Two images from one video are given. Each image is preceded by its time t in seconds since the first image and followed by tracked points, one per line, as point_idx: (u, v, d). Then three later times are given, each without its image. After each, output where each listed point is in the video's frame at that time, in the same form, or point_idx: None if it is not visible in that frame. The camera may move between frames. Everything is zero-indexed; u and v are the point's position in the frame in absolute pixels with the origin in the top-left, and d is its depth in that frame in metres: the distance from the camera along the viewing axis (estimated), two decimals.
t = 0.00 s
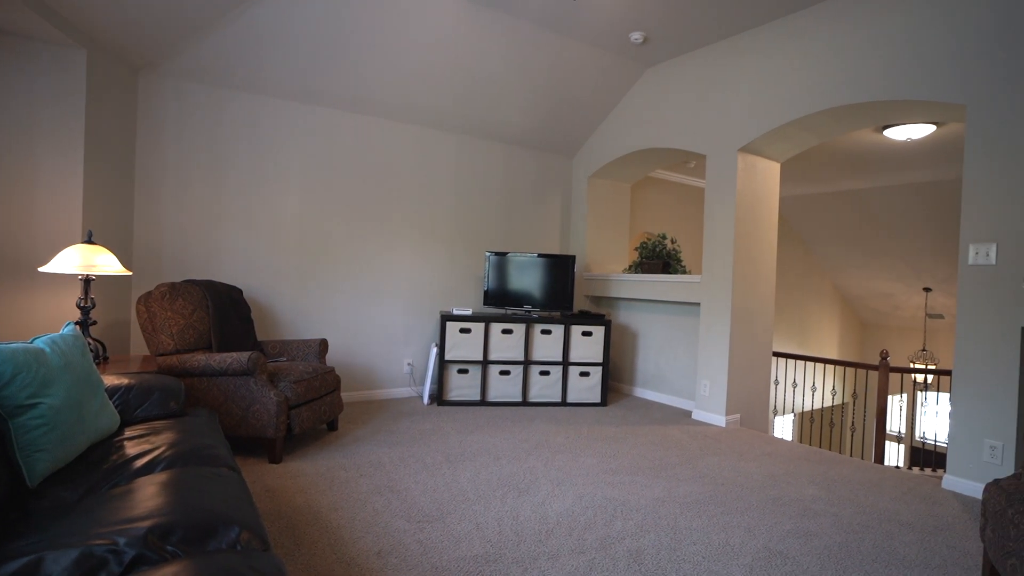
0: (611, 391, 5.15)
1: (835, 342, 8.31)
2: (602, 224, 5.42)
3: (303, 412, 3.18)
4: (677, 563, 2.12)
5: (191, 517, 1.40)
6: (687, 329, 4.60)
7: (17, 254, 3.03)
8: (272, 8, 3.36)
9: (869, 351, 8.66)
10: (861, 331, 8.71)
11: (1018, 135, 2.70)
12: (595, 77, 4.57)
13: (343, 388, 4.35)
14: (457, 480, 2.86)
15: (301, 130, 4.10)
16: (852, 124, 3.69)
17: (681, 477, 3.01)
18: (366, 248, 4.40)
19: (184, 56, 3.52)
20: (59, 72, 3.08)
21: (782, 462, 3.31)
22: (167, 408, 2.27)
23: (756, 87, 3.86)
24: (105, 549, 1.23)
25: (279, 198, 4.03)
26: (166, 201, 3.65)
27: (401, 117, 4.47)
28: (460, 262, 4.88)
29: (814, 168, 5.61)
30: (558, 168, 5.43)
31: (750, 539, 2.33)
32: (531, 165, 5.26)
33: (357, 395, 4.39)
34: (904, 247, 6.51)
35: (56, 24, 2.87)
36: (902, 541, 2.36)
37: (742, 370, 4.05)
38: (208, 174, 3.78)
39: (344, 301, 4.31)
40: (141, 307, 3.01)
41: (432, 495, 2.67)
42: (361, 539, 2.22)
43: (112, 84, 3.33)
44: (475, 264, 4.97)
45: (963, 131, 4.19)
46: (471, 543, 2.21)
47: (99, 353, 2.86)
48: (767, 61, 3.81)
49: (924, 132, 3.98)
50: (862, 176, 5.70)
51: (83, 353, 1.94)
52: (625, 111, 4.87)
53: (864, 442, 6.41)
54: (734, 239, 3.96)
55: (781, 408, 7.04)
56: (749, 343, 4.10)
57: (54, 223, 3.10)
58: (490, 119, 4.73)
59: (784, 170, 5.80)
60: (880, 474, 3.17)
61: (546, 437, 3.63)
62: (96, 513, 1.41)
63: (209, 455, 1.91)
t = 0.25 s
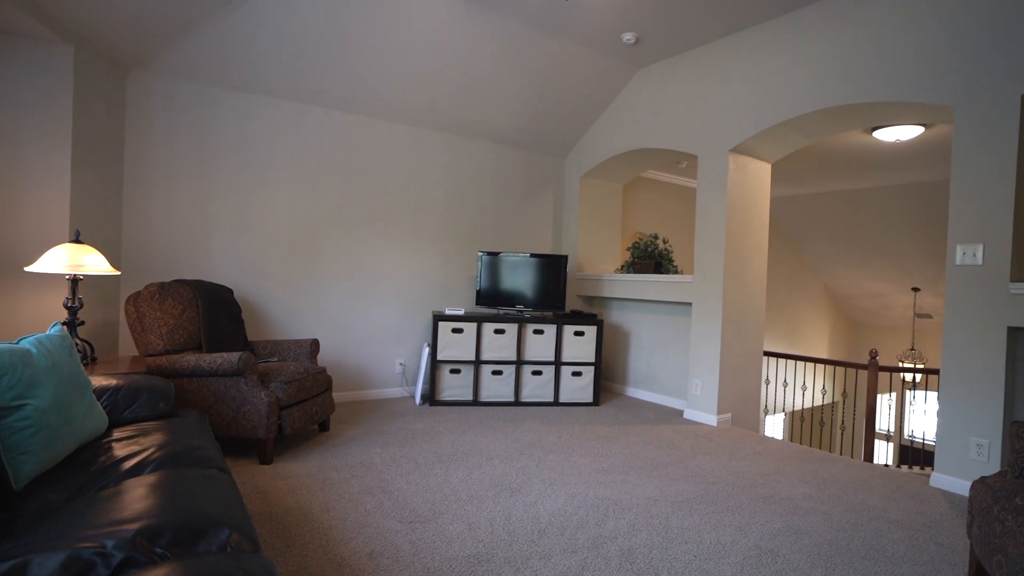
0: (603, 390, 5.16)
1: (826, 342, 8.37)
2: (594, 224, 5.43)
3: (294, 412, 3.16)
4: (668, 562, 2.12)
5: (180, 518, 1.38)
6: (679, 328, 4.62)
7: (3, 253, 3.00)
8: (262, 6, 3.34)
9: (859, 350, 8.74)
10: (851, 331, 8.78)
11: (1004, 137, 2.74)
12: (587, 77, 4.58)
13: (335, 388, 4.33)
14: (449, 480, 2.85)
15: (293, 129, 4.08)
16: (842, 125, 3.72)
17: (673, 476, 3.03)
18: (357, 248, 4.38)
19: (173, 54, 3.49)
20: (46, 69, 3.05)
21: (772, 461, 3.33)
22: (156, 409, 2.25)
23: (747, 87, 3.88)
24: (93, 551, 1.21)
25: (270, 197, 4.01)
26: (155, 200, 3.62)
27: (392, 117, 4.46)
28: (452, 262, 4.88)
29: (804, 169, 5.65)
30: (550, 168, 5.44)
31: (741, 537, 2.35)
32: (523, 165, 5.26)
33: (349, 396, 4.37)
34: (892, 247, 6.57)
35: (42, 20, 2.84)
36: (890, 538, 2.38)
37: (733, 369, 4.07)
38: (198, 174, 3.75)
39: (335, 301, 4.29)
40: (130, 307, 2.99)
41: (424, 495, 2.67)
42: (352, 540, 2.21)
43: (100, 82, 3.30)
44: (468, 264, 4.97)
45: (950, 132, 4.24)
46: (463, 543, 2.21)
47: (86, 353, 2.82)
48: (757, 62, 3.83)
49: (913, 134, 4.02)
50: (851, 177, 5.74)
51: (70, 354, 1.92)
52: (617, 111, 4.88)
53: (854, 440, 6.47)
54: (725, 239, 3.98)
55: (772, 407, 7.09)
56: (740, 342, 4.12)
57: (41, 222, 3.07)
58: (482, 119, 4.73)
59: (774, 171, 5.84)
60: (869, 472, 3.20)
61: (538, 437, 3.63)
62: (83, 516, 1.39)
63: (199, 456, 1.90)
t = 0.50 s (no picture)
0: (595, 390, 5.17)
1: (816, 341, 8.43)
2: (587, 224, 5.44)
3: (286, 412, 3.14)
4: (660, 561, 2.13)
5: (169, 520, 1.37)
6: (671, 328, 4.64)
7: None
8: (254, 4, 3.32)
9: (848, 349, 8.81)
10: (841, 330, 8.86)
11: (991, 138, 2.77)
12: (579, 77, 4.58)
13: (327, 389, 4.32)
14: (441, 480, 2.85)
15: (284, 128, 4.06)
16: (832, 126, 3.75)
17: (664, 475, 3.04)
18: (349, 247, 4.37)
19: (163, 51, 3.46)
20: (33, 66, 3.01)
21: (763, 460, 3.35)
22: (145, 410, 2.23)
23: (739, 88, 3.89)
24: (81, 554, 1.20)
25: (260, 196, 3.99)
26: (144, 198, 3.58)
27: (384, 116, 4.44)
28: (445, 261, 4.87)
29: (795, 170, 5.69)
30: (543, 168, 5.44)
31: (732, 535, 2.36)
32: (516, 165, 5.26)
33: (340, 396, 4.36)
34: (882, 247, 6.63)
35: (29, 16, 2.80)
36: (880, 535, 2.40)
37: (724, 369, 4.10)
38: (188, 172, 3.72)
39: (327, 301, 4.27)
40: (119, 307, 2.96)
41: (416, 495, 2.66)
42: (344, 540, 2.20)
43: (88, 79, 3.26)
44: (460, 264, 4.96)
45: (938, 134, 4.28)
46: (455, 543, 2.21)
47: (74, 354, 2.79)
48: (749, 63, 3.85)
49: (901, 135, 4.06)
50: (842, 177, 5.79)
51: (58, 355, 1.90)
52: (609, 111, 4.89)
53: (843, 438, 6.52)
54: (717, 239, 4.00)
55: (763, 406, 7.13)
56: (732, 342, 4.14)
57: (28, 221, 3.03)
58: (474, 118, 4.73)
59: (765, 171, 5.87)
60: (859, 470, 3.23)
61: (531, 436, 3.63)
62: (71, 518, 1.38)
63: (189, 457, 1.88)
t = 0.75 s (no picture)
0: (587, 389, 5.18)
1: (806, 340, 8.50)
2: (578, 223, 5.45)
3: (276, 413, 3.13)
4: (651, 559, 2.14)
5: (158, 521, 1.36)
6: (662, 327, 4.66)
7: None
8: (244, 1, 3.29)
9: (838, 348, 8.89)
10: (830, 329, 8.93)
11: (977, 139, 2.80)
12: (571, 76, 4.59)
13: (318, 389, 4.30)
14: (433, 480, 2.85)
15: (274, 127, 4.04)
16: (821, 127, 3.78)
17: (655, 474, 3.05)
18: (340, 246, 4.35)
19: (151, 49, 3.42)
20: (19, 63, 2.97)
21: (753, 458, 3.37)
22: (134, 411, 2.21)
23: (730, 88, 3.92)
24: (67, 557, 1.19)
25: (251, 195, 3.96)
26: (132, 197, 3.55)
27: (375, 115, 4.43)
28: (436, 261, 4.86)
29: (785, 170, 5.72)
30: (534, 167, 5.45)
31: (723, 534, 2.37)
32: (508, 164, 5.26)
33: (331, 396, 4.34)
34: (870, 247, 6.69)
35: (14, 12, 2.77)
36: (868, 533, 2.42)
37: (715, 368, 4.12)
38: (177, 171, 3.69)
39: (318, 300, 4.26)
40: (106, 307, 2.93)
41: (408, 495, 2.66)
42: (335, 541, 2.19)
43: (75, 77, 3.23)
44: (452, 263, 4.96)
45: (926, 135, 4.32)
46: (447, 543, 2.21)
47: (60, 354, 2.76)
48: (739, 64, 3.87)
49: (889, 136, 4.10)
50: (831, 177, 5.83)
51: (44, 355, 1.87)
52: (601, 111, 4.90)
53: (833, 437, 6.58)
54: (707, 239, 4.02)
55: (754, 405, 7.18)
56: (722, 341, 4.16)
57: (14, 219, 3.00)
58: (466, 117, 4.72)
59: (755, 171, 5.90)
60: (847, 468, 3.25)
61: (523, 436, 3.64)
62: (58, 520, 1.36)
63: (178, 458, 1.87)
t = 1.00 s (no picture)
0: (579, 389, 5.19)
1: (795, 339, 8.56)
2: (570, 223, 5.45)
3: (266, 413, 3.11)
4: (643, 558, 2.15)
5: (146, 523, 1.35)
6: (653, 327, 4.68)
7: None
8: None
9: (827, 347, 8.96)
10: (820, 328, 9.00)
11: (964, 140, 2.83)
12: (563, 76, 4.59)
13: (308, 389, 4.28)
14: (425, 480, 2.84)
15: (264, 125, 4.01)
16: (810, 127, 3.80)
17: (646, 473, 3.06)
18: (332, 245, 4.33)
19: (139, 47, 3.39)
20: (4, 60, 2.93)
21: (743, 457, 3.39)
22: (121, 412, 2.19)
23: (720, 89, 3.93)
24: (53, 560, 1.18)
25: (241, 194, 3.93)
26: (120, 196, 3.52)
27: (367, 114, 4.41)
28: (428, 260, 4.85)
29: (775, 170, 5.76)
30: (526, 167, 5.45)
31: (714, 532, 2.39)
32: (499, 164, 5.26)
33: (322, 396, 4.32)
34: (859, 247, 6.75)
35: None
36: (857, 530, 2.44)
37: (705, 367, 4.14)
38: (166, 169, 3.66)
39: (309, 300, 4.24)
40: (93, 307, 2.90)
41: (399, 495, 2.65)
42: (326, 542, 2.18)
43: (61, 74, 3.19)
44: (443, 263, 4.95)
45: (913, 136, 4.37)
46: (438, 543, 2.20)
47: (46, 354, 2.73)
48: (729, 65, 3.89)
49: (878, 137, 4.13)
50: (820, 177, 5.87)
51: (31, 355, 1.85)
52: (592, 111, 4.91)
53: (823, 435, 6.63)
54: (698, 239, 4.03)
55: (744, 404, 7.22)
56: (713, 340, 4.18)
57: None
58: (458, 117, 4.72)
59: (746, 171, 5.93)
60: (835, 466, 3.28)
61: (514, 435, 3.64)
62: (44, 523, 1.35)
63: (167, 459, 1.85)
